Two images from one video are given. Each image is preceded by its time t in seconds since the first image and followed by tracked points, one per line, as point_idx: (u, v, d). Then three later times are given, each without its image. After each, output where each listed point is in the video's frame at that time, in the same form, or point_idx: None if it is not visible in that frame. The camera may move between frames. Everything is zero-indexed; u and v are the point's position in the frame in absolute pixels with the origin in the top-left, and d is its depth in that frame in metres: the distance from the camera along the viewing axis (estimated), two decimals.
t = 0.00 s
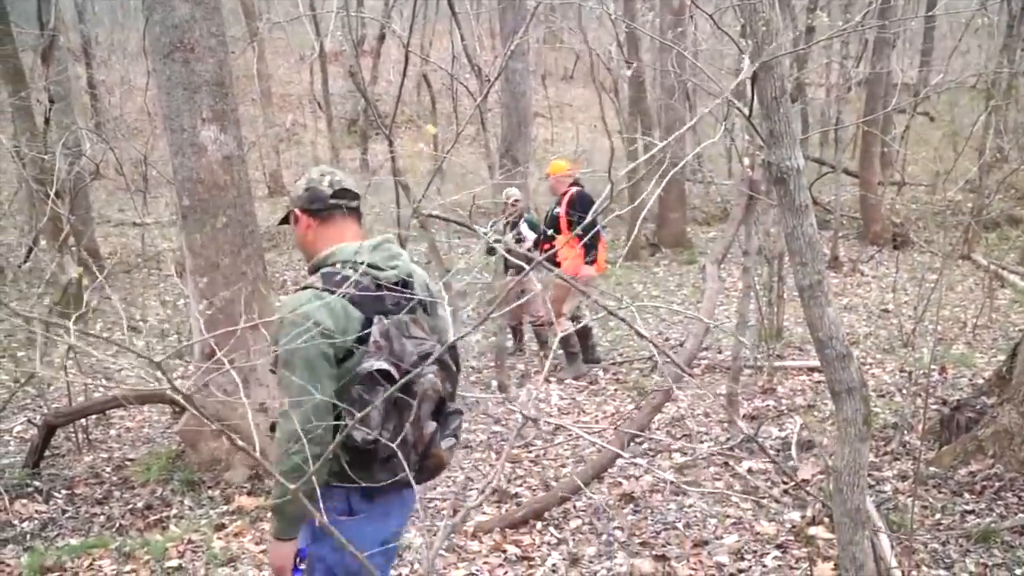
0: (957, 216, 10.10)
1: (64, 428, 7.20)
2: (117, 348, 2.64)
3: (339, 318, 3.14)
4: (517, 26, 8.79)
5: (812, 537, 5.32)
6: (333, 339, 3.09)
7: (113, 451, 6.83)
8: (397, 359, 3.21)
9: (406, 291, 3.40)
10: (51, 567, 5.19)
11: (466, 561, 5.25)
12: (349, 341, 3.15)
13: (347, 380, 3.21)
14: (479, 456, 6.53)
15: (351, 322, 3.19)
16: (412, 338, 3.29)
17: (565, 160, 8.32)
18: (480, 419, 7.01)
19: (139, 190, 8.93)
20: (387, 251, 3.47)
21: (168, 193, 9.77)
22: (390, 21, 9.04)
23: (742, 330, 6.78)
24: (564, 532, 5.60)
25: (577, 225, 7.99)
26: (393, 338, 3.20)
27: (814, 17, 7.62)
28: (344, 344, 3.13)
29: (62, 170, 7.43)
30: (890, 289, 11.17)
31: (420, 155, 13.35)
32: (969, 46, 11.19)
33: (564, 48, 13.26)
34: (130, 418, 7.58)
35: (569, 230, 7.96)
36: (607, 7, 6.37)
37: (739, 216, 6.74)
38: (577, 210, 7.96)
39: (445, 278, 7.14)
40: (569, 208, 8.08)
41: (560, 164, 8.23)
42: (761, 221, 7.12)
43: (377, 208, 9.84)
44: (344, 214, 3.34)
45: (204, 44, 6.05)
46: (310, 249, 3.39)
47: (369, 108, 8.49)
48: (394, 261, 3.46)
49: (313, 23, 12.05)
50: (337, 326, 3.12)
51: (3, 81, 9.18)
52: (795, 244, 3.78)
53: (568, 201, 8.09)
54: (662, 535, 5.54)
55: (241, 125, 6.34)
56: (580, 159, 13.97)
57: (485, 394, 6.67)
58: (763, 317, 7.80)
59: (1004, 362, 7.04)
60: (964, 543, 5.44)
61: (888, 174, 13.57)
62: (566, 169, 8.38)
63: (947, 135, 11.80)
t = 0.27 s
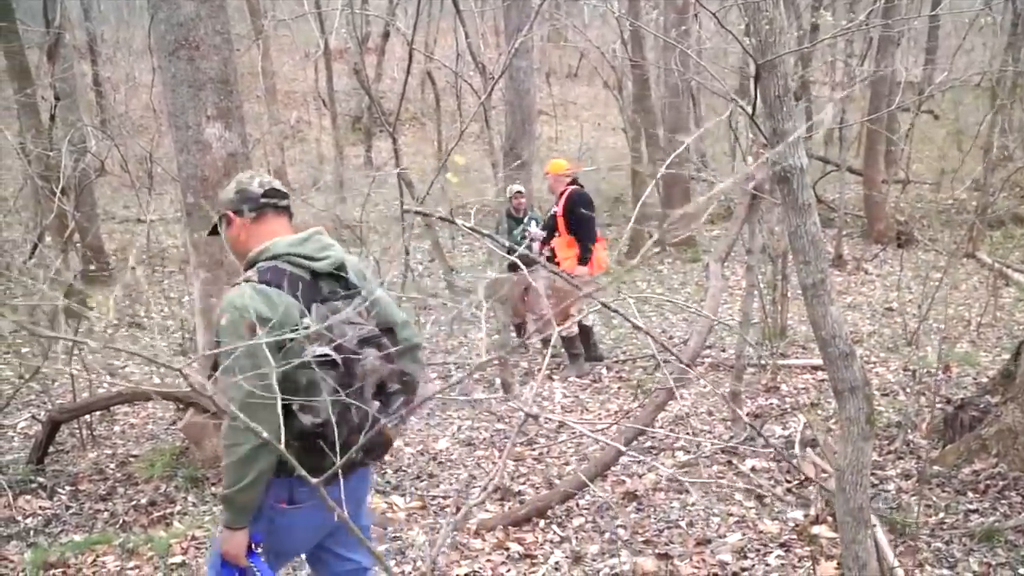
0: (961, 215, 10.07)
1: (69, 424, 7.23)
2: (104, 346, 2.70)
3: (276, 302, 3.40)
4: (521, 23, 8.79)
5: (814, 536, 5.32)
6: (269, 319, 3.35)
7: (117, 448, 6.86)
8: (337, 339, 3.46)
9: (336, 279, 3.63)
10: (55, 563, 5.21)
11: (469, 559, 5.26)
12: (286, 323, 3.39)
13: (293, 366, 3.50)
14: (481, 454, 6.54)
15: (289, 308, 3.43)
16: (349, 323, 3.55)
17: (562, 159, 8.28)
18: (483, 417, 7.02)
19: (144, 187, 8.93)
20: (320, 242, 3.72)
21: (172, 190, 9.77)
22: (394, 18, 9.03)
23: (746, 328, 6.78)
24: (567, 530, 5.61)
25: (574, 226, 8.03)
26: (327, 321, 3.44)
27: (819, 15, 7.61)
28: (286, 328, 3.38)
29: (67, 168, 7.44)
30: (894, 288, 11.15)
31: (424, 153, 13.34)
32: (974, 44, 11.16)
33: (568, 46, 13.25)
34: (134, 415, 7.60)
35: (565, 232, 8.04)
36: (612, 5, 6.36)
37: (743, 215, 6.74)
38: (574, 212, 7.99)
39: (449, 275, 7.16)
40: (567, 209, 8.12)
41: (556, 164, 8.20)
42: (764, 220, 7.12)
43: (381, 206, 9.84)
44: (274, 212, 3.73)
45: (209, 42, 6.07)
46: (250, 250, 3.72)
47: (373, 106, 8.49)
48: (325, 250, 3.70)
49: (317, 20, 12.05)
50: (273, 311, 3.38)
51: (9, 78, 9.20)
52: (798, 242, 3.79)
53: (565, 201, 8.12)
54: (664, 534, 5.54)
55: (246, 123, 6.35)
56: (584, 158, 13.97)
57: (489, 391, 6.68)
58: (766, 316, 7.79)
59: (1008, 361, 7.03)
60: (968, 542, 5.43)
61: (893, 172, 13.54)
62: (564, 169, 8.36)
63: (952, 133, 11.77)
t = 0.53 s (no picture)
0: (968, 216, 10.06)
1: (74, 422, 7.24)
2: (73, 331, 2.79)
3: (182, 325, 3.24)
4: (526, 23, 8.79)
5: (819, 537, 5.32)
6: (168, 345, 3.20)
7: (122, 445, 6.87)
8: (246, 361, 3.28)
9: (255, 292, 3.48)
10: (60, 560, 5.22)
11: (473, 558, 5.21)
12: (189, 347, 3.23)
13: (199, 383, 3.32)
14: (485, 453, 6.54)
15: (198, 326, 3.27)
16: (263, 337, 3.37)
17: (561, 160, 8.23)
18: (487, 417, 7.02)
19: (149, 186, 8.95)
20: (240, 250, 3.54)
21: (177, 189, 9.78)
22: (399, 18, 9.04)
23: (750, 329, 6.78)
24: (571, 530, 5.61)
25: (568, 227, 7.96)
26: (236, 341, 3.26)
27: (824, 16, 7.60)
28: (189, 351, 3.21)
29: (73, 166, 7.46)
30: (899, 289, 11.13)
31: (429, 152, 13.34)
32: (980, 45, 11.14)
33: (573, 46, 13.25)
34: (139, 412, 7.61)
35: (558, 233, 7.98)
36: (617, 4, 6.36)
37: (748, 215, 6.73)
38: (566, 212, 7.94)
39: (453, 275, 7.17)
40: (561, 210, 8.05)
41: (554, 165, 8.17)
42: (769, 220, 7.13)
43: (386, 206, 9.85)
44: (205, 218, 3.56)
45: (215, 41, 6.08)
46: (171, 254, 3.59)
47: (378, 106, 8.50)
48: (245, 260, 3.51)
49: (322, 19, 12.06)
50: (179, 334, 3.22)
51: (15, 77, 9.22)
52: (803, 244, 3.81)
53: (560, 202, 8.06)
54: (668, 534, 5.54)
55: (251, 122, 6.36)
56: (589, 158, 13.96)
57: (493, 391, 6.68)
58: (771, 316, 7.78)
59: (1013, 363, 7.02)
60: (973, 544, 5.43)
61: (898, 173, 13.51)
62: (565, 170, 8.26)
63: (958, 134, 11.74)
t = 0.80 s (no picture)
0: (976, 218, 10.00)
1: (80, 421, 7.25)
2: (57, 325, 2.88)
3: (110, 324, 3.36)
4: (532, 23, 8.78)
5: (825, 540, 5.30)
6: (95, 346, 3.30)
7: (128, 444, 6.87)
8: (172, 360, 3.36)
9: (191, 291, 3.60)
10: (66, 558, 5.23)
11: (477, 559, 5.21)
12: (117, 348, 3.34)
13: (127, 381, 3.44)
14: (490, 454, 6.54)
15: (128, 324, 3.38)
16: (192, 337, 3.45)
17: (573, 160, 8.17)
18: (492, 417, 7.01)
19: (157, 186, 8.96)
20: (178, 250, 3.64)
21: (184, 189, 9.79)
22: (406, 18, 9.03)
23: (757, 330, 6.76)
24: (576, 531, 5.59)
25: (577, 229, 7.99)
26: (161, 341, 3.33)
27: (832, 16, 7.57)
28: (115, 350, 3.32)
29: (81, 166, 7.48)
30: (907, 291, 11.08)
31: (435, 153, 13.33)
32: (989, 46, 11.09)
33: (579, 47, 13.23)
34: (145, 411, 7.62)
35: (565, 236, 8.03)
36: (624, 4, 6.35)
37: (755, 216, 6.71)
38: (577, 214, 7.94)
39: (459, 275, 7.17)
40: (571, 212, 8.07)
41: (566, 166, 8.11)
42: (776, 222, 7.10)
43: (392, 206, 9.85)
44: (147, 218, 3.65)
45: (222, 41, 6.10)
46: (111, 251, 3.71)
47: (384, 106, 8.49)
48: (180, 260, 3.62)
49: (329, 20, 12.07)
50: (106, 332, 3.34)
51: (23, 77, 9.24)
52: (810, 245, 3.78)
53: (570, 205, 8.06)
54: (674, 536, 5.52)
55: (258, 122, 6.37)
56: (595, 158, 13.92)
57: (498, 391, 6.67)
58: (778, 318, 7.75)
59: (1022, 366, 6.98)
60: (980, 548, 5.40)
61: (906, 174, 13.45)
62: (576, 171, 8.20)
63: (966, 135, 11.69)
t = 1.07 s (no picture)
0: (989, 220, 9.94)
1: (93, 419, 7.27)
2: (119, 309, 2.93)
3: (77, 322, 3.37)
4: (542, 24, 8.78)
5: (836, 543, 5.28)
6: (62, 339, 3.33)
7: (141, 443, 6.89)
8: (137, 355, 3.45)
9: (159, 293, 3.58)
10: (78, 556, 5.27)
11: (487, 559, 5.18)
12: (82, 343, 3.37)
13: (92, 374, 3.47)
14: (499, 454, 6.53)
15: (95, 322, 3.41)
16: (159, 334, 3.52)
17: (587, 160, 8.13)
18: (501, 418, 7.01)
19: (169, 186, 9.00)
20: (149, 252, 3.59)
21: (196, 189, 9.83)
22: (416, 19, 9.04)
23: (767, 332, 6.73)
24: (585, 533, 5.59)
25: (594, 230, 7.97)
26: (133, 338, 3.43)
27: (844, 17, 7.54)
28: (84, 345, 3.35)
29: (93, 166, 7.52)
30: (919, 293, 11.02)
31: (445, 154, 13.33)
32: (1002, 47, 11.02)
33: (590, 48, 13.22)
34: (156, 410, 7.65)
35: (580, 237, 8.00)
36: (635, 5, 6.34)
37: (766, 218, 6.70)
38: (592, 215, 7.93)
39: (469, 276, 7.17)
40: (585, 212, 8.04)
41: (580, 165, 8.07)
42: (787, 223, 7.08)
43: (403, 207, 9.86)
44: (118, 223, 3.56)
45: (234, 42, 6.13)
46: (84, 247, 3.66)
47: (395, 107, 8.50)
48: (151, 261, 3.58)
49: (341, 21, 12.09)
50: (75, 328, 3.35)
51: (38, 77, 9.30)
52: (821, 245, 3.81)
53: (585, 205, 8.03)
54: (683, 538, 5.51)
55: (269, 123, 6.39)
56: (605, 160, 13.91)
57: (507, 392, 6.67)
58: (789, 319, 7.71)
59: None
60: (993, 553, 5.36)
61: (918, 176, 13.38)
62: (591, 171, 8.20)
63: (979, 136, 11.62)
